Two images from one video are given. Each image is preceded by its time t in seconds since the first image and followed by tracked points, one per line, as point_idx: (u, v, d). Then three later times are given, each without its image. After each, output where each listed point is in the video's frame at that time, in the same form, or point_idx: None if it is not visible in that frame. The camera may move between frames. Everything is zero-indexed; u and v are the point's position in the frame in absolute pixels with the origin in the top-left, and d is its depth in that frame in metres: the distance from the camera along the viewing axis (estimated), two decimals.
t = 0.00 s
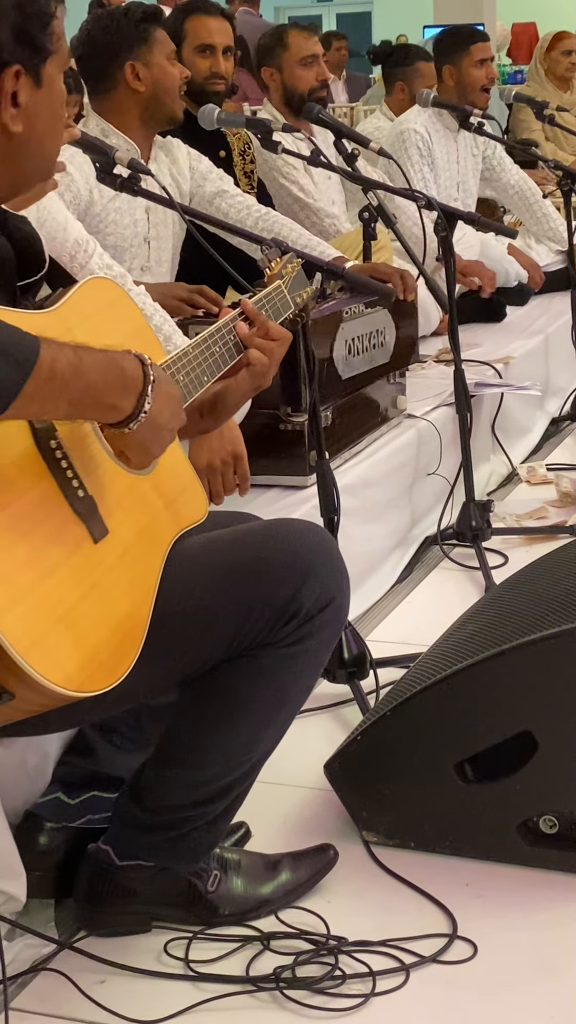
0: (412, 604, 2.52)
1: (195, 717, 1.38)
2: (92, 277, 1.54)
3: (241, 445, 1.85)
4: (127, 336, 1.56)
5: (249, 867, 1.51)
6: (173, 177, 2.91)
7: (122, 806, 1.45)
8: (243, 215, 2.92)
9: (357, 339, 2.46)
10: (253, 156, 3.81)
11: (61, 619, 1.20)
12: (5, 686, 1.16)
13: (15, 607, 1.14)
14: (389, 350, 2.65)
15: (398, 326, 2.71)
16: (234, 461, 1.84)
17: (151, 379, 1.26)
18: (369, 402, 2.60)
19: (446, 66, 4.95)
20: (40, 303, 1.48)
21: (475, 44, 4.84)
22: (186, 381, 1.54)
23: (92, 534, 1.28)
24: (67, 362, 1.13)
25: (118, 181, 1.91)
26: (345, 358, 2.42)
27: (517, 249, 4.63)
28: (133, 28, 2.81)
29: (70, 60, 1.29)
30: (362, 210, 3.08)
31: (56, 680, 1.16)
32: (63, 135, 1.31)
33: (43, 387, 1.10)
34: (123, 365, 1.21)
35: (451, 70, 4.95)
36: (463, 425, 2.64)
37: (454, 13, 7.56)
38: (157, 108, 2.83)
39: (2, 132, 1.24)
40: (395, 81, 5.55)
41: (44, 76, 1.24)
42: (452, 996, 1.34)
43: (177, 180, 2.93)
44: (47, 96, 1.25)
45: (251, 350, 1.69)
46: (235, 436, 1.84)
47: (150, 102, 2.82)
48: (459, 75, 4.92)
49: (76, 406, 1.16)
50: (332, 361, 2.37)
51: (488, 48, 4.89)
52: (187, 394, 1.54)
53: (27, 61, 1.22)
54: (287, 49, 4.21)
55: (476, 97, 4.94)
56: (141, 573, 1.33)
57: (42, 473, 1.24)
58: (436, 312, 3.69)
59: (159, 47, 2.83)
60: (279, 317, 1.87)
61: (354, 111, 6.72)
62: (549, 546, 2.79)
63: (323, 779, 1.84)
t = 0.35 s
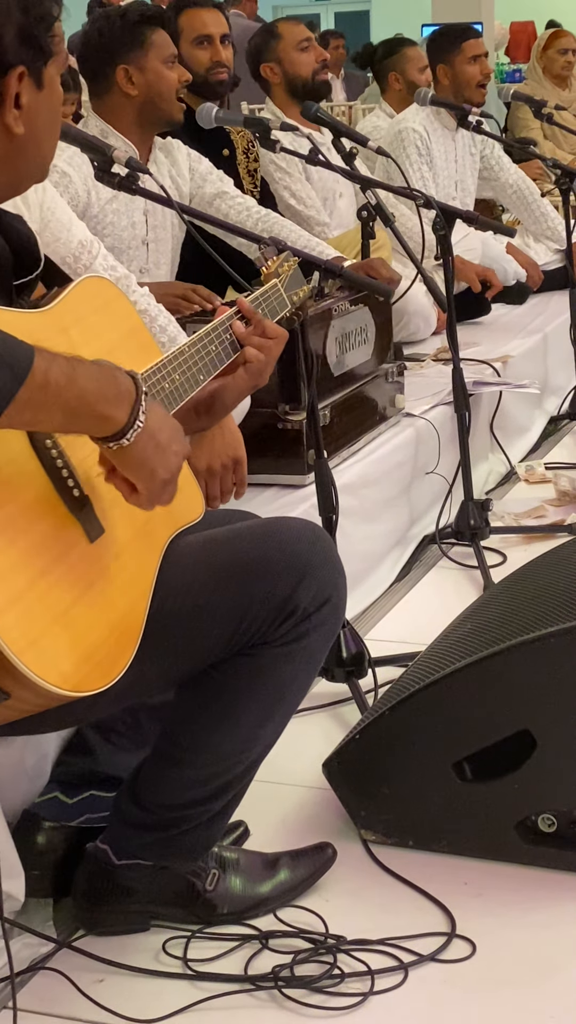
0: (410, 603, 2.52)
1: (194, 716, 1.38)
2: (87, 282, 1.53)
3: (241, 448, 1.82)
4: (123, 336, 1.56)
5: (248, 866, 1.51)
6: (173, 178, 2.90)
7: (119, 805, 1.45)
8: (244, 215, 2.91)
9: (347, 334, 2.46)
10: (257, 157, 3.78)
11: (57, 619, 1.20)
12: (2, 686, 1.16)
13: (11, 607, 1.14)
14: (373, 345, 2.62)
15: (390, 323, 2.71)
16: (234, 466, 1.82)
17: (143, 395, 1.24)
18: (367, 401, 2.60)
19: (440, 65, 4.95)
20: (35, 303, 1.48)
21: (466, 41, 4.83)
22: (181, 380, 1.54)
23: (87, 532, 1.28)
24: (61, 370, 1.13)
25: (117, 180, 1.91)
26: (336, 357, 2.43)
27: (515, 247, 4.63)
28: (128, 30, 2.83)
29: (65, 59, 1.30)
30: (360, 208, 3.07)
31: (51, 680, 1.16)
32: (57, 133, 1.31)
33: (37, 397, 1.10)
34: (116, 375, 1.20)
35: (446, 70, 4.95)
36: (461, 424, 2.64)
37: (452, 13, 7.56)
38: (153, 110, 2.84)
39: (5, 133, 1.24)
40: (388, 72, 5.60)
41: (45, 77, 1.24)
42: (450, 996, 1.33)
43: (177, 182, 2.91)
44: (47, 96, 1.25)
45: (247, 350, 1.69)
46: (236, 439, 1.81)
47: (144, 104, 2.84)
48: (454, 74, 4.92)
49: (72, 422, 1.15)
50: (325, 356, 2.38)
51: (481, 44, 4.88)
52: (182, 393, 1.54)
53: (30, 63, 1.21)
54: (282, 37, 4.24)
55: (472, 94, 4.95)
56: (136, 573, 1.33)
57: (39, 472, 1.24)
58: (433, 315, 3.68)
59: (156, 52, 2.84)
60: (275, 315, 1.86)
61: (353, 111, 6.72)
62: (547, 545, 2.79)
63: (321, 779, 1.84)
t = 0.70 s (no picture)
0: (409, 600, 2.52)
1: (192, 716, 1.38)
2: (88, 283, 1.52)
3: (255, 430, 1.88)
4: (123, 335, 1.56)
5: (246, 863, 1.51)
6: (170, 176, 2.89)
7: (118, 803, 1.44)
8: (242, 213, 2.90)
9: (346, 332, 2.46)
10: (253, 155, 3.82)
11: (57, 617, 1.19)
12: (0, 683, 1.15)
13: (11, 605, 1.14)
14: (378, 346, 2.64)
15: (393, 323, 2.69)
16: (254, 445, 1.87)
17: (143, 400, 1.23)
18: (366, 399, 2.60)
19: (436, 60, 4.94)
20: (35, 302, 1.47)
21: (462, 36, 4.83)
22: (182, 379, 1.54)
23: (86, 531, 1.28)
24: (62, 375, 1.12)
25: (116, 177, 1.91)
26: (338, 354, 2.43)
27: (513, 245, 4.63)
28: (124, 28, 2.87)
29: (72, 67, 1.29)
30: (359, 206, 3.06)
31: (52, 678, 1.16)
32: (61, 139, 1.32)
33: (38, 400, 1.10)
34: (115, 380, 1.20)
35: (442, 66, 4.94)
36: (460, 423, 2.63)
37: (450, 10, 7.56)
38: (147, 105, 2.85)
39: (5, 138, 1.25)
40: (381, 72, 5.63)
41: (48, 85, 1.24)
42: (449, 994, 1.33)
43: (175, 179, 2.90)
44: (49, 104, 1.25)
45: (246, 351, 1.68)
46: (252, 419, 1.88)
47: (140, 102, 2.86)
48: (451, 70, 4.91)
49: (72, 422, 1.15)
50: (324, 353, 2.38)
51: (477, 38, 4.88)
52: (182, 393, 1.54)
53: (32, 70, 1.21)
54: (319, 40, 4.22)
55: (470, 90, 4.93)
56: (137, 572, 1.33)
57: (38, 470, 1.24)
58: (433, 322, 3.67)
59: (150, 48, 2.87)
60: (276, 315, 1.86)
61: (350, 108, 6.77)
62: (546, 543, 2.80)
63: (320, 776, 1.84)
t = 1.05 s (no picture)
0: (407, 598, 2.52)
1: (192, 712, 1.38)
2: (90, 276, 1.52)
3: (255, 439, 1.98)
4: (125, 330, 1.56)
5: (246, 861, 1.50)
6: (166, 173, 2.89)
7: (118, 800, 1.44)
8: (238, 209, 2.90)
9: (345, 329, 2.45)
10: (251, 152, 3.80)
11: (59, 615, 1.19)
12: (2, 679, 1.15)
13: (13, 603, 1.14)
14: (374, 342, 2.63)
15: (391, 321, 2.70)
16: (268, 445, 2.01)
17: (148, 383, 1.25)
18: (365, 397, 2.60)
19: (432, 57, 4.94)
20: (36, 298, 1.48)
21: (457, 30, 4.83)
22: (184, 376, 1.54)
23: (88, 529, 1.28)
24: (66, 363, 1.12)
25: (115, 176, 1.91)
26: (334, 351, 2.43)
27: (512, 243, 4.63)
28: (109, 26, 2.83)
29: (60, 63, 1.34)
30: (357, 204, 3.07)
31: (54, 677, 1.16)
32: (55, 137, 1.36)
33: (43, 388, 1.10)
34: (121, 367, 1.20)
35: (438, 62, 4.94)
36: (459, 420, 2.63)
37: (449, 7, 7.56)
38: (135, 101, 2.84)
39: None
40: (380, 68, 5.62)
41: (21, 76, 1.29)
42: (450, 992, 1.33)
43: (170, 176, 2.90)
44: (24, 95, 1.30)
45: (249, 346, 1.68)
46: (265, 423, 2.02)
47: (129, 100, 2.85)
48: (446, 65, 4.91)
49: (77, 412, 1.15)
50: (323, 352, 2.37)
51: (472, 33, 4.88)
52: (183, 390, 1.54)
53: None
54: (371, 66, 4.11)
55: (465, 82, 4.91)
56: (138, 568, 1.33)
57: (39, 465, 1.24)
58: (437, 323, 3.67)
59: (137, 46, 2.87)
60: (277, 311, 1.86)
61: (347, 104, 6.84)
62: (545, 541, 2.80)
63: (320, 774, 1.84)
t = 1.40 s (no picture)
0: (407, 597, 2.52)
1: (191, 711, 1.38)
2: (88, 274, 1.52)
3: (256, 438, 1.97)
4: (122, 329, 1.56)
5: (245, 860, 1.50)
6: (165, 170, 2.90)
7: (117, 799, 1.44)
8: (237, 207, 2.91)
9: (351, 331, 2.45)
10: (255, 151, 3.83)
11: (57, 614, 1.19)
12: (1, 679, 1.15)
13: (11, 604, 1.14)
14: (386, 345, 2.66)
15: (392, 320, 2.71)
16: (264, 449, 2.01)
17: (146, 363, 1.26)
18: (364, 396, 2.60)
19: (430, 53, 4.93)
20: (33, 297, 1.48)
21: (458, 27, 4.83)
22: (180, 372, 1.54)
23: (85, 527, 1.28)
24: (61, 348, 1.12)
25: (114, 174, 1.91)
26: (341, 351, 2.41)
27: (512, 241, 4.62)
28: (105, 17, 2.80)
29: (56, 60, 1.34)
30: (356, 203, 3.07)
31: (52, 677, 1.16)
32: (52, 133, 1.36)
33: (41, 373, 1.10)
34: (117, 350, 1.21)
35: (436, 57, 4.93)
36: (459, 419, 2.63)
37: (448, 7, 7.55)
38: (135, 94, 2.82)
39: None
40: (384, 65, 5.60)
41: (16, 75, 1.29)
42: (451, 992, 1.33)
43: (168, 173, 2.91)
44: (20, 92, 1.30)
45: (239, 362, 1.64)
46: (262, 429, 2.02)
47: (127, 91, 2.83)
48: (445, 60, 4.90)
49: (75, 394, 1.16)
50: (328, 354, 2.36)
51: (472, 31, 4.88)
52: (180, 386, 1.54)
53: None
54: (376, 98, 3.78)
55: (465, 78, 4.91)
56: (136, 566, 1.33)
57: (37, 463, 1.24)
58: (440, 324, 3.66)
59: (135, 37, 2.84)
60: (276, 306, 1.88)
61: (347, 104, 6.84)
62: (544, 540, 2.80)
63: (319, 773, 1.84)
